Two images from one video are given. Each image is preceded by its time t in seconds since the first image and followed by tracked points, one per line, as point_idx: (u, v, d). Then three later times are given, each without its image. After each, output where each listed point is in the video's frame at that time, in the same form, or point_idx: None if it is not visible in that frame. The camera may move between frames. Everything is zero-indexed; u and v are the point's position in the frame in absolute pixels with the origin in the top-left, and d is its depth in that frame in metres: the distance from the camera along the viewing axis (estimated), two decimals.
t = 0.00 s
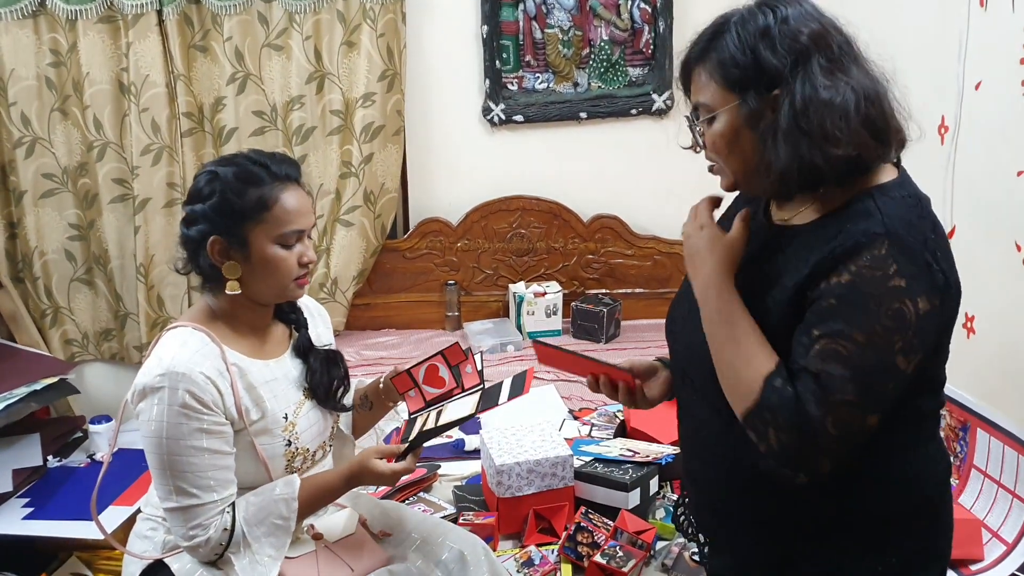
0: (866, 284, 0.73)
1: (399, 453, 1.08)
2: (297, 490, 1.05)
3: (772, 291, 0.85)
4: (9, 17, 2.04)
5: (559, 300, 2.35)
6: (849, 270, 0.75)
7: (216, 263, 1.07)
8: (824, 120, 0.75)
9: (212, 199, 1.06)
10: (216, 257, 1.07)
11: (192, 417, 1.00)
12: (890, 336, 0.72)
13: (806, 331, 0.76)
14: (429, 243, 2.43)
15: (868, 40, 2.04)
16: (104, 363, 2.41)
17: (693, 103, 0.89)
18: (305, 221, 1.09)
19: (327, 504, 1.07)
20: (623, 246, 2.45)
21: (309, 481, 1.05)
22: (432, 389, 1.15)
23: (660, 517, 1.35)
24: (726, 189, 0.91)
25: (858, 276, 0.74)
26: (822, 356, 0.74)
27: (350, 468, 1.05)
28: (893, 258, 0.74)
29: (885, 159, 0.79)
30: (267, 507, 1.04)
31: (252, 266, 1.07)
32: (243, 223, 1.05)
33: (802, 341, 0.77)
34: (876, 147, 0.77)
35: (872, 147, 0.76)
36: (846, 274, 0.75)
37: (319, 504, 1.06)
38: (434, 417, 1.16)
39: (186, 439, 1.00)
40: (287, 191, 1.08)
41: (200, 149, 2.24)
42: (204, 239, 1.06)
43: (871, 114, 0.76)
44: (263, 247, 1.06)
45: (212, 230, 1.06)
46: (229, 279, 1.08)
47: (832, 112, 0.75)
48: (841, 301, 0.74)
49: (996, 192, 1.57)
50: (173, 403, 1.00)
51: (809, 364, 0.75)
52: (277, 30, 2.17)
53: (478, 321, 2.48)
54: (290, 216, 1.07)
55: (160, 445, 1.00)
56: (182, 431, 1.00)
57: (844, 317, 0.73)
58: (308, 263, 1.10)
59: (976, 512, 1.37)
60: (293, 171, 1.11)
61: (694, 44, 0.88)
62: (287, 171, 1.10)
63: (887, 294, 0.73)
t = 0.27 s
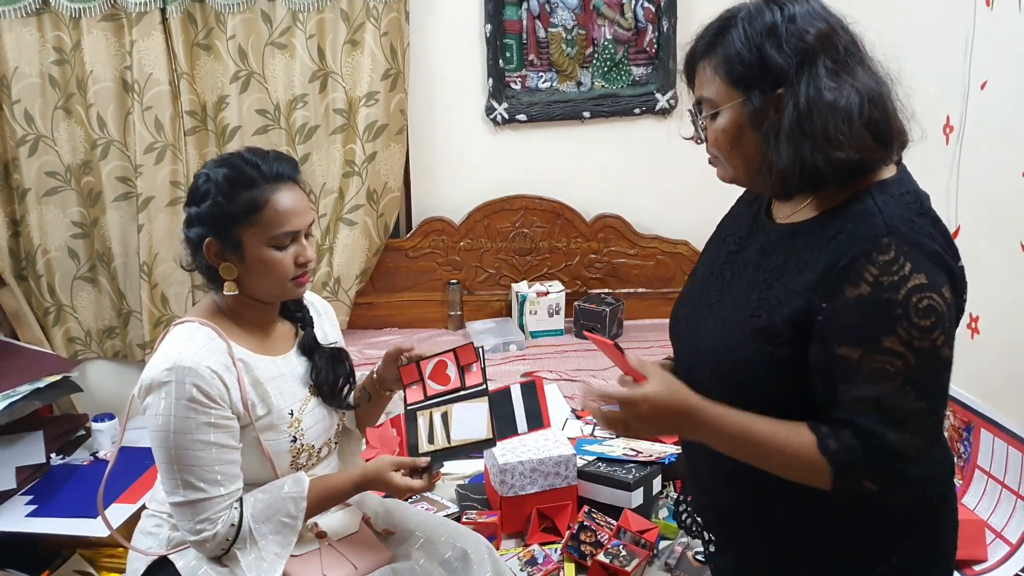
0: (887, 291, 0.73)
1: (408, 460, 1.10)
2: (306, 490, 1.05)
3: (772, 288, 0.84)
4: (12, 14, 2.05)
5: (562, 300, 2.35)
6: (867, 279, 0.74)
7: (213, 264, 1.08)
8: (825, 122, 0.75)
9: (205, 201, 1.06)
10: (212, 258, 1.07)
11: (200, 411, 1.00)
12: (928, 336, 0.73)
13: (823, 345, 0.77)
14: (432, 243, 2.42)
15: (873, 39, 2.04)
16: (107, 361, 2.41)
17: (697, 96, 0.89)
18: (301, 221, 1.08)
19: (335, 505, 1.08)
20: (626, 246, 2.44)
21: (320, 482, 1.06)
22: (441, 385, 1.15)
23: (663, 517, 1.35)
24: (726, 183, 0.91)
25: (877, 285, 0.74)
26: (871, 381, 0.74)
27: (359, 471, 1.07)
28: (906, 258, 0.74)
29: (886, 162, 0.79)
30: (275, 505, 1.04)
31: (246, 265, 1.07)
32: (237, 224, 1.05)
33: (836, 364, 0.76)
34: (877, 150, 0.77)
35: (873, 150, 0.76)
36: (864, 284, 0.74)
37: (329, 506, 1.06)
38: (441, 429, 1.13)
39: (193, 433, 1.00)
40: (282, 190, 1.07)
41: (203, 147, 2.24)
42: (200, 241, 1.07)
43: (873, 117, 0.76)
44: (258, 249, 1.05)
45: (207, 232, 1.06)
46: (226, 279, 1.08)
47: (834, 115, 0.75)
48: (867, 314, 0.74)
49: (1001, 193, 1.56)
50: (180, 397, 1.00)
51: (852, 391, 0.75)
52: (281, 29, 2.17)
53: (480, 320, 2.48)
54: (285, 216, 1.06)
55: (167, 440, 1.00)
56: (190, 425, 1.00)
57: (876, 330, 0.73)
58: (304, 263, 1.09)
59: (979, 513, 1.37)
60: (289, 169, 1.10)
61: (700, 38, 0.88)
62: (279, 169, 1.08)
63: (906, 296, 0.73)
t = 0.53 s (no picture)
0: (887, 285, 0.72)
1: (404, 435, 1.10)
2: (304, 478, 1.04)
3: (773, 285, 0.83)
4: (7, 7, 2.03)
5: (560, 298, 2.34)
6: (866, 273, 0.74)
7: (207, 260, 1.06)
8: (826, 117, 0.74)
9: (201, 195, 1.04)
10: (206, 254, 1.06)
11: (197, 406, 0.99)
12: (929, 330, 0.72)
13: (825, 342, 0.77)
14: (429, 241, 2.41)
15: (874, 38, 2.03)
16: (101, 358, 2.39)
17: (696, 89, 0.88)
18: (295, 218, 1.05)
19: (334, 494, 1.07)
20: (624, 244, 2.43)
21: (318, 468, 1.05)
22: (456, 391, 1.21)
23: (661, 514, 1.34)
24: (722, 178, 0.90)
25: (877, 279, 0.73)
26: (873, 377, 0.73)
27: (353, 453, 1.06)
28: (905, 252, 0.73)
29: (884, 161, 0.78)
30: (273, 497, 1.03)
31: (241, 264, 1.05)
32: (232, 222, 1.03)
33: (839, 359, 0.76)
34: (878, 148, 0.76)
35: (873, 147, 0.75)
36: (864, 278, 0.74)
37: (328, 492, 1.05)
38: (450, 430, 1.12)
39: (191, 429, 0.99)
40: (278, 185, 1.05)
41: (200, 143, 2.22)
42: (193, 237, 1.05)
43: (873, 113, 0.75)
44: (252, 247, 1.04)
45: (200, 227, 1.04)
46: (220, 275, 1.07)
47: (835, 109, 0.74)
48: (870, 310, 0.73)
49: (1001, 192, 1.56)
50: (177, 392, 0.98)
51: (860, 388, 0.74)
52: (278, 24, 2.15)
53: (478, 319, 2.47)
54: (278, 213, 1.04)
55: (164, 436, 0.98)
56: (187, 421, 0.98)
57: (877, 325, 0.72)
58: (299, 260, 1.07)
59: (977, 511, 1.36)
60: (283, 164, 1.08)
61: (701, 30, 0.87)
62: (273, 164, 1.06)
63: (907, 290, 0.72)
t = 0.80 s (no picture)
0: (886, 278, 0.73)
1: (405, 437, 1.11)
2: (306, 477, 1.04)
3: (773, 280, 0.83)
4: (9, 5, 2.03)
5: (559, 298, 2.35)
6: (864, 267, 0.74)
7: (204, 262, 1.07)
8: (832, 115, 0.74)
9: (197, 199, 1.04)
10: (204, 256, 1.06)
11: (199, 405, 0.99)
12: (927, 323, 0.72)
13: (822, 335, 0.77)
14: (430, 240, 2.41)
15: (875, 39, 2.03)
16: (101, 356, 2.40)
17: (701, 82, 0.89)
18: (288, 221, 1.05)
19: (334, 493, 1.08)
20: (624, 244, 2.44)
21: (319, 470, 1.06)
22: (450, 383, 1.23)
23: (660, 515, 1.34)
24: (724, 173, 0.91)
25: (875, 272, 0.73)
26: (872, 370, 0.73)
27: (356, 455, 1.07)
28: (903, 246, 0.73)
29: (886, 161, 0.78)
30: (275, 495, 1.03)
31: (237, 266, 1.06)
32: (226, 226, 1.03)
33: (837, 353, 0.76)
34: (881, 147, 0.76)
35: (877, 146, 0.76)
36: (862, 272, 0.74)
37: (328, 493, 1.06)
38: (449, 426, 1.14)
39: (193, 427, 0.99)
40: (273, 187, 1.05)
41: (201, 141, 2.22)
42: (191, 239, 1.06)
43: (879, 113, 0.75)
44: (246, 250, 1.04)
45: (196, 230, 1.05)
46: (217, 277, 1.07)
47: (841, 108, 0.74)
48: (868, 303, 0.73)
49: (1001, 194, 1.56)
50: (179, 391, 0.99)
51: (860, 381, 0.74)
52: (280, 23, 2.16)
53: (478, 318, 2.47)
54: (273, 216, 1.04)
55: (167, 435, 0.99)
56: (189, 419, 0.99)
57: (876, 318, 0.73)
58: (295, 262, 1.07)
59: (976, 514, 1.36)
60: (277, 165, 1.08)
61: (710, 24, 0.87)
62: (269, 163, 1.06)
63: (904, 283, 0.72)
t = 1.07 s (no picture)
0: (894, 276, 0.73)
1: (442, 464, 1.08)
2: (323, 485, 1.05)
3: (779, 275, 0.84)
4: (14, 3, 2.04)
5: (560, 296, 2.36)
6: (873, 264, 0.75)
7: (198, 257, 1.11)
8: (838, 106, 0.75)
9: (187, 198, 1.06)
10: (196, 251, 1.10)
11: (209, 399, 1.00)
12: (933, 322, 0.73)
13: (828, 330, 0.78)
14: (431, 238, 2.42)
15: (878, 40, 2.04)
16: (103, 354, 2.40)
17: (707, 84, 0.89)
18: (261, 215, 1.05)
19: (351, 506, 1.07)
20: (626, 243, 2.44)
21: (340, 482, 1.06)
22: (412, 354, 1.15)
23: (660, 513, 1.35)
24: (734, 171, 0.92)
25: (884, 269, 0.74)
26: (877, 367, 0.74)
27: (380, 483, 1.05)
28: (912, 244, 0.74)
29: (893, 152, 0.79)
30: (291, 497, 1.04)
31: (218, 262, 1.07)
32: (205, 222, 1.05)
33: (841, 349, 0.77)
34: (887, 137, 0.77)
35: (884, 137, 0.77)
36: (871, 269, 0.75)
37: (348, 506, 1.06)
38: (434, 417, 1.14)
39: (204, 422, 1.00)
40: (253, 180, 1.05)
41: (204, 139, 2.23)
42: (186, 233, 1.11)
43: (885, 103, 0.76)
44: (220, 244, 1.05)
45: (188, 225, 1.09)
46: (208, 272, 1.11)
47: (847, 99, 0.75)
48: (875, 301, 0.74)
49: (1003, 195, 1.57)
50: (188, 386, 0.99)
51: (863, 377, 0.75)
52: (283, 21, 2.16)
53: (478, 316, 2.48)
54: (247, 208, 1.04)
55: (178, 431, 0.99)
56: (199, 414, 0.99)
57: (883, 315, 0.73)
58: (265, 258, 1.05)
59: (978, 515, 1.37)
60: (262, 158, 1.08)
61: (715, 24, 0.88)
62: (252, 155, 1.06)
63: (912, 281, 0.73)
